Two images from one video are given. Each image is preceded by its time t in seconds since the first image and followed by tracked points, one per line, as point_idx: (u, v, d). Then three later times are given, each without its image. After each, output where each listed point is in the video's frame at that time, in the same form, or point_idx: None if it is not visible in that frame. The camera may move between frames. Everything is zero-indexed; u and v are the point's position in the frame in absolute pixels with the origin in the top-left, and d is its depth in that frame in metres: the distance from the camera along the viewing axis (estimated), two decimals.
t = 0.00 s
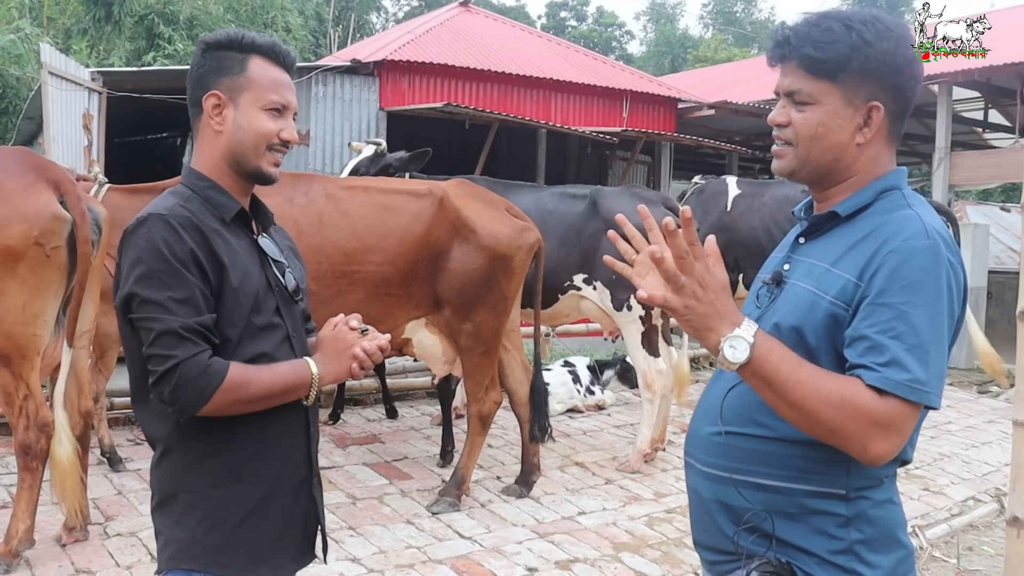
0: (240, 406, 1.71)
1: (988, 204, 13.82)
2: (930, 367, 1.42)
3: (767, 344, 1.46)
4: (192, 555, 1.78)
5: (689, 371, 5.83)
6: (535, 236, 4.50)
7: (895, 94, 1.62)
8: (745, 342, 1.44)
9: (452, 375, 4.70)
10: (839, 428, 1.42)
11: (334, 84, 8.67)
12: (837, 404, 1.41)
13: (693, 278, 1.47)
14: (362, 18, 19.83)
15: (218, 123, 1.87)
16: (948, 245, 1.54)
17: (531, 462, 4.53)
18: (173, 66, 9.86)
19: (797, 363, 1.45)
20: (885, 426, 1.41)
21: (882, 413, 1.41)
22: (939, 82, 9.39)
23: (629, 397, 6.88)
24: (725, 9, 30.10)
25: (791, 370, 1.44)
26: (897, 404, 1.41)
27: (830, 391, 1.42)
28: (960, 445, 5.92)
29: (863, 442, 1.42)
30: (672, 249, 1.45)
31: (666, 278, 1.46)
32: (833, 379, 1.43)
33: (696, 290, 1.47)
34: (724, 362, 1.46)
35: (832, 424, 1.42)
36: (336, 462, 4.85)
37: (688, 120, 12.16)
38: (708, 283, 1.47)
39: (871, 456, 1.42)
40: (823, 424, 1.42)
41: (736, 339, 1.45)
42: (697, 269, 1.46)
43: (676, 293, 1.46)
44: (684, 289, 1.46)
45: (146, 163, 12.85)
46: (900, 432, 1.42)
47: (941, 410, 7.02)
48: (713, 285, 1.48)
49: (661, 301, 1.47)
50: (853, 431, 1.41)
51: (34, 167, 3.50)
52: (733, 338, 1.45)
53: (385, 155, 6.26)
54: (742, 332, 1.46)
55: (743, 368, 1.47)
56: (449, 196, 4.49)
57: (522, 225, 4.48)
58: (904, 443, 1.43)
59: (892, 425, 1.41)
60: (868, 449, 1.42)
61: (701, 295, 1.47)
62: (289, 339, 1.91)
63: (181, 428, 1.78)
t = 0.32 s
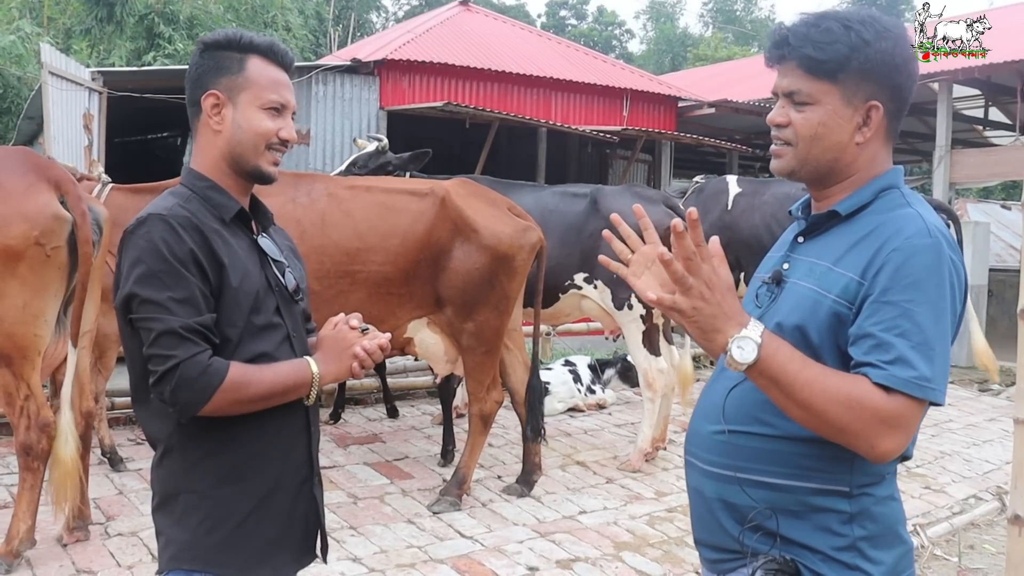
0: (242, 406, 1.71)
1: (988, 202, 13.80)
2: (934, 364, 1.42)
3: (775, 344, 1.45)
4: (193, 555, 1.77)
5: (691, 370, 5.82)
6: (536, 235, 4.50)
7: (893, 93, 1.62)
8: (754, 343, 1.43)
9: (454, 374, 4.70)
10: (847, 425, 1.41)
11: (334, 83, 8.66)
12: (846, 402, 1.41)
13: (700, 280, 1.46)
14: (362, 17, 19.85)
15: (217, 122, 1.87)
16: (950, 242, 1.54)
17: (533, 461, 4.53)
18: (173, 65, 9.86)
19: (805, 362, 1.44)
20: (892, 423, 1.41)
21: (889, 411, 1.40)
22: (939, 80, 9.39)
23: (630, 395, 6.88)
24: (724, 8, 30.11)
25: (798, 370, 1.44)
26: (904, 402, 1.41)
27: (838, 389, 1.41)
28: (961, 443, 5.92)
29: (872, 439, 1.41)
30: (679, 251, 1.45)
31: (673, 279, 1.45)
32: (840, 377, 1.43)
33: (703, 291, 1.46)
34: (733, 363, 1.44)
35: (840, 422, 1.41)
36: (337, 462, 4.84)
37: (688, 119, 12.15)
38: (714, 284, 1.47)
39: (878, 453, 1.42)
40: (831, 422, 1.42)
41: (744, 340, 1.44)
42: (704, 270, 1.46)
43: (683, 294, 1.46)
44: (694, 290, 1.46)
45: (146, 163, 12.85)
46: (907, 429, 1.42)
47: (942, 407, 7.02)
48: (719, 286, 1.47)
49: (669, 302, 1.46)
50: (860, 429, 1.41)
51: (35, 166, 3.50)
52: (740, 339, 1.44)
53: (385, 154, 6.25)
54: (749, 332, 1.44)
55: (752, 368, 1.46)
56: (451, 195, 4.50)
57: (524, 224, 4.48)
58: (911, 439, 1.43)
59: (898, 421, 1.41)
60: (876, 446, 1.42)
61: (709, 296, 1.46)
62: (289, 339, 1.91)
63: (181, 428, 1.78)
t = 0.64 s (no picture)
0: (241, 406, 1.71)
1: (988, 200, 13.80)
2: (933, 361, 1.42)
3: (772, 344, 1.45)
4: (192, 555, 1.78)
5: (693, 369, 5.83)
6: (537, 235, 4.49)
7: (888, 91, 1.62)
8: (749, 345, 1.43)
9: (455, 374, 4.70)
10: (846, 423, 1.41)
11: (333, 83, 8.67)
12: (843, 401, 1.41)
13: (695, 284, 1.46)
14: (360, 18, 19.88)
15: (213, 123, 1.87)
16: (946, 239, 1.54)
17: (533, 461, 4.53)
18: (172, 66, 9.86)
19: (802, 361, 1.45)
20: (890, 420, 1.41)
21: (886, 408, 1.41)
22: (937, 78, 9.39)
23: (630, 395, 6.88)
24: (723, 7, 30.13)
25: (796, 370, 1.43)
26: (902, 399, 1.41)
27: (835, 388, 1.41)
28: (961, 441, 5.92)
29: (870, 436, 1.41)
30: (673, 256, 1.44)
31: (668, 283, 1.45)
32: (837, 376, 1.43)
33: (698, 295, 1.46)
34: (731, 365, 1.44)
35: (838, 420, 1.42)
36: (337, 462, 4.85)
37: (686, 118, 12.15)
38: (709, 287, 1.46)
39: (877, 450, 1.42)
40: (828, 420, 1.42)
41: (740, 342, 1.44)
42: (699, 274, 1.45)
43: (678, 299, 1.46)
44: (688, 296, 1.46)
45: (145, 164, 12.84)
46: (905, 426, 1.42)
47: (942, 405, 7.02)
48: (715, 289, 1.47)
49: (664, 307, 1.46)
50: (859, 426, 1.41)
51: (35, 168, 3.50)
52: (737, 341, 1.44)
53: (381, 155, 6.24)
54: (745, 334, 1.44)
55: (749, 370, 1.46)
56: (451, 195, 4.50)
57: (524, 224, 4.48)
58: (909, 435, 1.43)
59: (896, 418, 1.41)
60: (875, 443, 1.42)
61: (704, 299, 1.46)
62: (287, 339, 1.91)
63: (179, 428, 1.78)
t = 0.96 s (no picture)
0: (238, 406, 1.71)
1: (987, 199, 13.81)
2: (923, 361, 1.42)
3: (760, 347, 1.45)
4: (188, 556, 1.78)
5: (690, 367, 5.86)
6: (536, 235, 4.50)
7: (879, 91, 1.62)
8: (737, 348, 1.44)
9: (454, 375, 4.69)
10: (837, 422, 1.41)
11: (331, 84, 8.67)
12: (832, 402, 1.41)
13: (682, 288, 1.46)
14: (359, 17, 19.91)
15: (209, 123, 1.87)
16: (938, 238, 1.54)
17: (531, 461, 4.53)
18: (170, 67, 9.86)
19: (791, 363, 1.45)
20: (881, 419, 1.41)
21: (876, 408, 1.41)
22: (935, 78, 9.41)
23: (628, 394, 6.88)
24: (722, 7, 30.17)
25: (785, 372, 1.44)
26: (891, 399, 1.41)
27: (825, 389, 1.42)
28: (959, 440, 5.92)
29: (861, 436, 1.41)
30: (660, 261, 1.44)
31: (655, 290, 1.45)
32: (827, 377, 1.43)
33: (685, 299, 1.46)
34: (720, 369, 1.45)
35: (828, 421, 1.42)
36: (335, 462, 4.84)
37: (684, 117, 12.16)
38: (697, 291, 1.46)
39: (868, 450, 1.42)
40: (819, 421, 1.42)
41: (728, 346, 1.44)
42: (686, 279, 1.46)
43: (664, 303, 1.46)
44: (675, 301, 1.45)
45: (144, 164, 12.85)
46: (896, 425, 1.42)
47: (941, 404, 7.03)
48: (702, 293, 1.47)
49: (650, 312, 1.46)
50: (849, 426, 1.41)
51: (32, 168, 3.50)
52: (725, 344, 1.44)
53: (381, 155, 6.23)
54: (734, 338, 1.45)
55: (738, 373, 1.46)
56: (451, 196, 4.50)
57: (524, 224, 4.48)
58: (901, 434, 1.43)
59: (887, 417, 1.41)
60: (866, 443, 1.42)
61: (691, 304, 1.46)
62: (283, 339, 1.91)
63: (176, 430, 1.78)
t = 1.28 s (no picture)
0: (234, 407, 1.71)
1: (984, 200, 13.82)
2: (911, 359, 1.42)
3: (747, 350, 1.46)
4: (185, 557, 1.78)
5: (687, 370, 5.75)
6: (536, 237, 4.50)
7: (864, 93, 1.62)
8: (724, 351, 1.44)
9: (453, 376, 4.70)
10: (827, 420, 1.42)
11: (329, 85, 8.67)
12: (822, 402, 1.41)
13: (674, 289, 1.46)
14: (357, 19, 19.91)
15: (205, 125, 1.87)
16: (927, 237, 1.54)
17: (529, 462, 4.53)
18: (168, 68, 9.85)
19: (779, 364, 1.45)
20: (871, 419, 1.41)
21: (866, 407, 1.41)
22: (933, 78, 9.42)
23: (626, 395, 6.89)
24: (719, 7, 30.20)
25: (771, 374, 1.44)
26: (881, 398, 1.41)
27: (813, 392, 1.42)
28: (957, 440, 5.93)
29: (850, 436, 1.41)
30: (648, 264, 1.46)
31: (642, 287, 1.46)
32: (815, 376, 1.43)
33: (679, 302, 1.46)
34: (706, 372, 1.46)
35: (819, 421, 1.42)
36: (333, 464, 4.84)
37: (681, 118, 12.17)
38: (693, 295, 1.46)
39: (859, 449, 1.42)
40: (809, 421, 1.42)
41: (715, 349, 1.44)
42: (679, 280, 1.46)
43: (651, 301, 1.46)
44: (662, 297, 1.45)
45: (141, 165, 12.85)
46: (886, 424, 1.42)
47: (938, 405, 7.03)
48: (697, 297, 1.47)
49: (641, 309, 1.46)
50: (839, 426, 1.41)
51: (30, 169, 3.49)
52: (712, 347, 1.45)
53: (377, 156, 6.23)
54: (720, 341, 1.45)
55: (727, 376, 1.47)
56: (451, 197, 4.50)
57: (523, 225, 4.48)
58: (890, 433, 1.43)
59: (877, 416, 1.41)
60: (855, 442, 1.42)
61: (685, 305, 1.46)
62: (280, 340, 1.91)
63: (171, 431, 1.78)
